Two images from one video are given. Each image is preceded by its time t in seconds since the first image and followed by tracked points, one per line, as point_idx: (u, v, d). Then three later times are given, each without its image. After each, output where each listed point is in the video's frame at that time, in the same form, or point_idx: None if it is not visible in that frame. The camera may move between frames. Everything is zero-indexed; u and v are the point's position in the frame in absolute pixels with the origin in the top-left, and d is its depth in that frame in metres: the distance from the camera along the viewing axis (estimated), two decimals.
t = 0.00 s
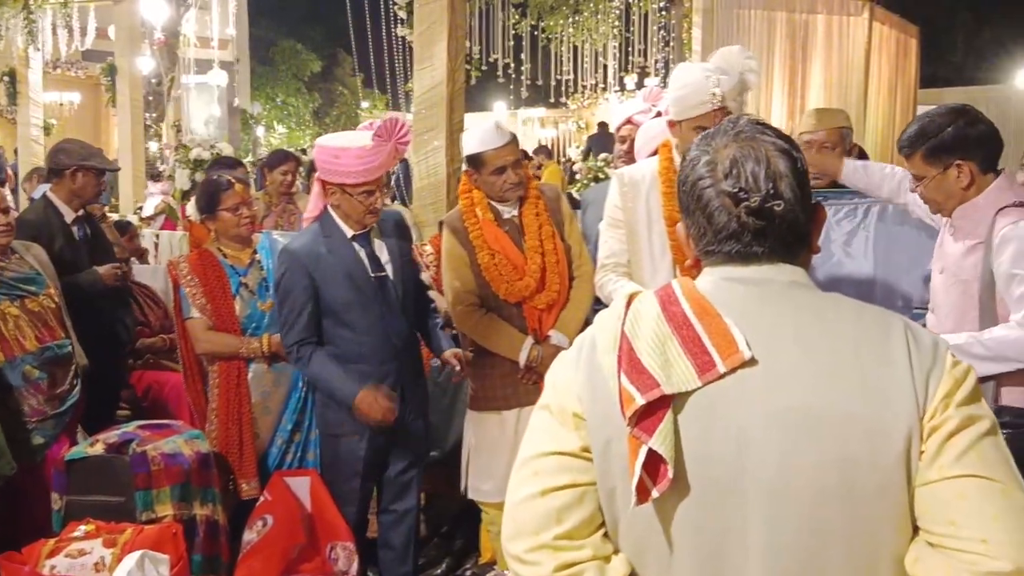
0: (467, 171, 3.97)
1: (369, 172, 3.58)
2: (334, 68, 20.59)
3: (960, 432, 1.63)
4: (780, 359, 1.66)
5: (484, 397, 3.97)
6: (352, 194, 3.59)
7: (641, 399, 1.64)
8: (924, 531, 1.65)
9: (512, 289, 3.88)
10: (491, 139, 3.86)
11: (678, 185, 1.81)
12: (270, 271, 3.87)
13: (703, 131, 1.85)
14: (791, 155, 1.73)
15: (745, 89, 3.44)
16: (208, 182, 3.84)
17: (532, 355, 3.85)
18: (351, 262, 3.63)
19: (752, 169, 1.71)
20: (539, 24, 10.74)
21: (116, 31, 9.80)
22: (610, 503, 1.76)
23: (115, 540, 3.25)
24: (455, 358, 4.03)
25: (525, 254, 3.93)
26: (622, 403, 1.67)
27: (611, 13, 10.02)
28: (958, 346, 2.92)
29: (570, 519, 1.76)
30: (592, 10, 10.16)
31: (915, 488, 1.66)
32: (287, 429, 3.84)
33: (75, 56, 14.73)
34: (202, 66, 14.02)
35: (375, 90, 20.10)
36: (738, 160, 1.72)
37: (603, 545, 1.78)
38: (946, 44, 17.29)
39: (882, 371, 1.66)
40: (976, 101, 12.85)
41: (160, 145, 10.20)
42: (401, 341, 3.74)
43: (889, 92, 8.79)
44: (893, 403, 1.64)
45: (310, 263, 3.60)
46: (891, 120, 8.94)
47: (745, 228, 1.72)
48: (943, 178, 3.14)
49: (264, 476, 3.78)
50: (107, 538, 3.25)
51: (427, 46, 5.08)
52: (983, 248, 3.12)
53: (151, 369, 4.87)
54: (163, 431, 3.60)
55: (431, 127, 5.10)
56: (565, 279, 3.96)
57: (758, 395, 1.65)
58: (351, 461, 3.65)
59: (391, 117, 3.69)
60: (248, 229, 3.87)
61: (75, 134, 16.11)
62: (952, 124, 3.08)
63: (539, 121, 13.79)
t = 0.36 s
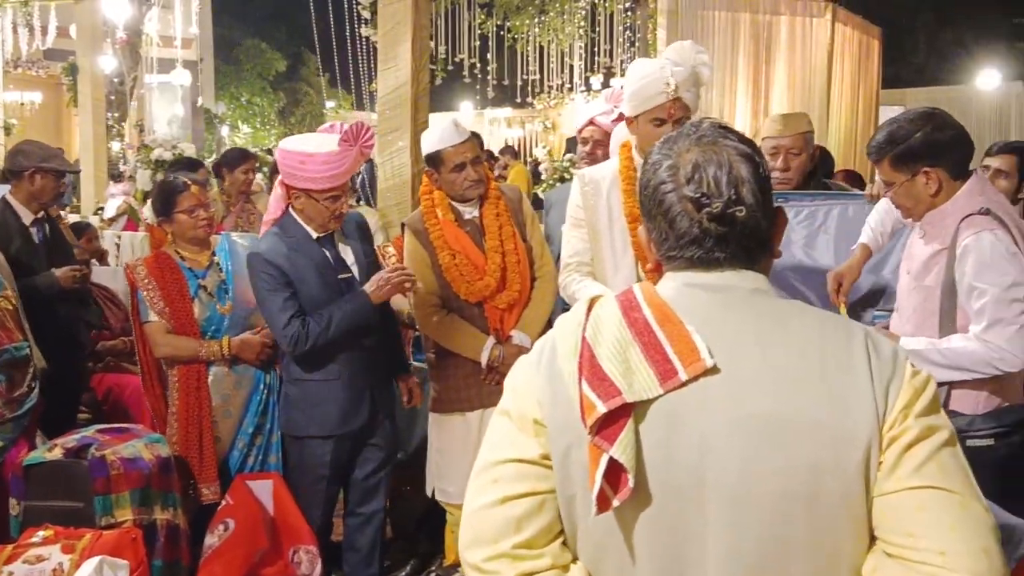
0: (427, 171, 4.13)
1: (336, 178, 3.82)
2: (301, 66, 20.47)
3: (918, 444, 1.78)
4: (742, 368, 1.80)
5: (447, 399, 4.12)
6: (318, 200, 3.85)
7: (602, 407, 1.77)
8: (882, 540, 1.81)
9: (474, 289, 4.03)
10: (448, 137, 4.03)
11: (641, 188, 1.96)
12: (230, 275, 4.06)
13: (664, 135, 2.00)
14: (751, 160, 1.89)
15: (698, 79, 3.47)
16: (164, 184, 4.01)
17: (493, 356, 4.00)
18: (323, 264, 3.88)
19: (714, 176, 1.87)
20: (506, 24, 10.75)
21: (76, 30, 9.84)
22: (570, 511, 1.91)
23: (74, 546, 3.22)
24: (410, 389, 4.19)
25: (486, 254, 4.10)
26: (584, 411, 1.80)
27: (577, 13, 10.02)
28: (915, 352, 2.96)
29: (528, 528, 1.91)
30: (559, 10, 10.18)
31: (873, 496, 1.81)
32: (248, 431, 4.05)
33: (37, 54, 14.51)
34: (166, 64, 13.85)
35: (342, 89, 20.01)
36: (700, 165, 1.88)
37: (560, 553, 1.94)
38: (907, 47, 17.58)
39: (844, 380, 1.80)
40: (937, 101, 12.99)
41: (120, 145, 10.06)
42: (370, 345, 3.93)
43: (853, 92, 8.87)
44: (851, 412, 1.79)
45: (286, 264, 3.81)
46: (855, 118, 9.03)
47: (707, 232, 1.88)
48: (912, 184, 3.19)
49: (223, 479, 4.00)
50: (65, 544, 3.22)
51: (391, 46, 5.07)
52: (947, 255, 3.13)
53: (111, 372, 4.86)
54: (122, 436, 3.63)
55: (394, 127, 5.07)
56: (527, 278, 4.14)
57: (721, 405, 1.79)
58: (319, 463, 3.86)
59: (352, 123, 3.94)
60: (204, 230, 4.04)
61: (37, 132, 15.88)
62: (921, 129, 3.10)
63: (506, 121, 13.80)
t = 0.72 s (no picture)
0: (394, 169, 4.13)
1: (307, 176, 3.83)
2: (267, 65, 20.41)
3: (873, 449, 1.81)
4: (700, 371, 1.82)
5: (411, 394, 4.09)
6: (289, 199, 3.86)
7: (559, 410, 1.78)
8: (837, 545, 1.84)
9: (439, 288, 4.03)
10: (416, 138, 4.03)
11: (598, 185, 1.96)
12: (189, 277, 4.12)
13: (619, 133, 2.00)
14: (708, 155, 1.91)
15: (658, 73, 3.50)
16: (121, 185, 4.06)
17: (457, 355, 4.00)
18: (297, 258, 3.92)
19: (672, 171, 1.87)
20: (472, 24, 10.78)
21: (37, 28, 9.82)
22: (525, 515, 1.92)
23: (33, 549, 3.22)
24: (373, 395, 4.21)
25: (452, 254, 4.09)
26: (541, 416, 1.80)
27: (543, 13, 10.07)
28: (874, 347, 3.03)
29: (484, 532, 1.91)
30: (525, 10, 10.22)
31: (829, 500, 1.84)
32: (209, 435, 4.14)
33: None
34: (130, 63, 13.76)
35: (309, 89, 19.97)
36: (658, 160, 1.89)
37: (517, 558, 1.94)
38: (870, 48, 17.76)
39: (802, 383, 1.82)
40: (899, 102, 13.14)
41: (82, 145, 9.98)
42: (335, 344, 3.95)
43: (818, 92, 8.95)
44: (809, 415, 1.80)
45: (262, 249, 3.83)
46: (820, 117, 9.09)
47: (667, 225, 1.87)
48: (875, 177, 3.22)
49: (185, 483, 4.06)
50: (24, 548, 3.22)
51: (355, 46, 5.06)
52: (905, 251, 3.16)
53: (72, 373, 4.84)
54: (81, 439, 3.67)
55: (360, 127, 5.08)
56: (493, 277, 4.14)
57: (679, 409, 1.80)
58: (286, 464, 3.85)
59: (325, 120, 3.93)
60: (162, 232, 4.10)
61: None
62: (889, 124, 3.17)
63: (472, 121, 13.83)
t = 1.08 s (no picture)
0: (364, 167, 4.12)
1: (282, 179, 3.82)
2: (235, 65, 20.36)
3: (830, 444, 1.81)
4: (658, 368, 1.82)
5: (378, 395, 4.12)
6: (262, 200, 3.84)
7: (519, 408, 1.77)
8: (796, 540, 1.85)
9: (405, 288, 4.03)
10: (386, 136, 4.02)
11: (554, 185, 1.96)
12: (153, 277, 4.12)
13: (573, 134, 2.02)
14: (661, 150, 1.93)
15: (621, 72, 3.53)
16: (82, 185, 4.07)
17: (421, 356, 4.00)
18: (264, 261, 3.89)
19: (629, 165, 1.89)
20: (441, 24, 10.79)
21: None
22: (485, 514, 1.91)
23: None
24: (339, 398, 4.21)
25: (420, 254, 4.09)
26: (501, 414, 1.80)
27: (511, 13, 10.15)
28: (843, 339, 3.11)
29: (443, 533, 1.89)
30: (493, 10, 10.25)
31: (788, 495, 1.84)
32: (175, 437, 4.13)
33: None
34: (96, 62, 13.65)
35: (278, 89, 19.94)
36: (614, 156, 1.90)
37: (477, 558, 1.93)
38: (835, 48, 17.97)
39: (760, 379, 1.82)
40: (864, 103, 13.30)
41: (46, 144, 9.91)
42: (300, 343, 3.97)
43: (784, 93, 9.03)
44: (766, 411, 1.80)
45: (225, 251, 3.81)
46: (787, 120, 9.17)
47: (626, 217, 1.88)
48: (841, 175, 3.25)
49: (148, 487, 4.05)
50: None
51: (322, 45, 5.05)
52: (876, 246, 3.19)
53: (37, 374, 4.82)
54: (43, 441, 3.70)
55: (328, 125, 5.04)
56: (460, 278, 4.13)
57: (637, 407, 1.81)
58: (246, 464, 3.90)
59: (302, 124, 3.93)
60: (124, 233, 4.09)
61: None
62: (847, 122, 3.21)
63: (441, 121, 13.86)
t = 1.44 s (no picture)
0: (331, 166, 4.13)
1: (250, 163, 3.96)
2: (203, 65, 20.25)
3: (787, 440, 1.82)
4: (617, 365, 1.82)
5: (346, 397, 4.11)
6: (231, 185, 3.95)
7: (478, 408, 1.76)
8: (754, 536, 1.85)
9: (373, 286, 4.04)
10: (352, 133, 4.04)
11: (511, 184, 1.96)
12: (119, 277, 4.09)
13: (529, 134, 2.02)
14: (618, 149, 1.93)
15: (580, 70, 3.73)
16: (47, 185, 4.04)
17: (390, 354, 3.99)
18: (217, 261, 3.93)
19: (585, 163, 1.89)
20: (408, 23, 10.75)
21: None
22: (444, 515, 1.89)
23: None
24: (305, 408, 4.31)
25: (388, 252, 4.09)
26: (459, 414, 1.78)
27: (479, 13, 10.18)
28: (808, 333, 3.10)
29: (402, 534, 1.87)
30: (462, 10, 10.26)
31: (745, 491, 1.85)
32: (140, 439, 4.10)
33: None
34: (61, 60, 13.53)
35: (246, 89, 19.84)
36: (571, 154, 1.90)
37: (436, 559, 1.91)
38: (801, 48, 18.07)
39: (718, 377, 1.83)
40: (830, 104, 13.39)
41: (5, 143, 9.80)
42: (262, 347, 4.03)
43: (751, 96, 9.08)
44: (724, 410, 1.81)
45: (179, 253, 3.89)
46: (753, 122, 9.21)
47: (583, 215, 1.88)
48: (802, 172, 3.28)
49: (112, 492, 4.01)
50: None
51: (289, 44, 5.22)
52: (838, 242, 3.22)
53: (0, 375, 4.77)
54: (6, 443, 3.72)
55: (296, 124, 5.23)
56: (428, 277, 4.13)
57: (596, 406, 1.80)
58: (206, 464, 3.98)
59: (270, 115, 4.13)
60: (90, 233, 4.06)
61: None
62: (814, 121, 3.25)
63: (410, 121, 13.85)
